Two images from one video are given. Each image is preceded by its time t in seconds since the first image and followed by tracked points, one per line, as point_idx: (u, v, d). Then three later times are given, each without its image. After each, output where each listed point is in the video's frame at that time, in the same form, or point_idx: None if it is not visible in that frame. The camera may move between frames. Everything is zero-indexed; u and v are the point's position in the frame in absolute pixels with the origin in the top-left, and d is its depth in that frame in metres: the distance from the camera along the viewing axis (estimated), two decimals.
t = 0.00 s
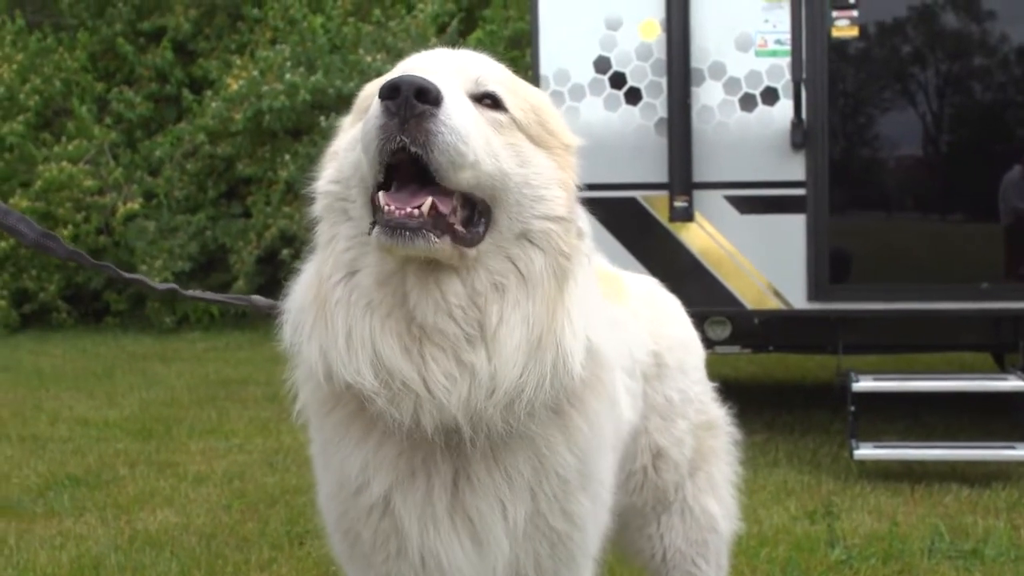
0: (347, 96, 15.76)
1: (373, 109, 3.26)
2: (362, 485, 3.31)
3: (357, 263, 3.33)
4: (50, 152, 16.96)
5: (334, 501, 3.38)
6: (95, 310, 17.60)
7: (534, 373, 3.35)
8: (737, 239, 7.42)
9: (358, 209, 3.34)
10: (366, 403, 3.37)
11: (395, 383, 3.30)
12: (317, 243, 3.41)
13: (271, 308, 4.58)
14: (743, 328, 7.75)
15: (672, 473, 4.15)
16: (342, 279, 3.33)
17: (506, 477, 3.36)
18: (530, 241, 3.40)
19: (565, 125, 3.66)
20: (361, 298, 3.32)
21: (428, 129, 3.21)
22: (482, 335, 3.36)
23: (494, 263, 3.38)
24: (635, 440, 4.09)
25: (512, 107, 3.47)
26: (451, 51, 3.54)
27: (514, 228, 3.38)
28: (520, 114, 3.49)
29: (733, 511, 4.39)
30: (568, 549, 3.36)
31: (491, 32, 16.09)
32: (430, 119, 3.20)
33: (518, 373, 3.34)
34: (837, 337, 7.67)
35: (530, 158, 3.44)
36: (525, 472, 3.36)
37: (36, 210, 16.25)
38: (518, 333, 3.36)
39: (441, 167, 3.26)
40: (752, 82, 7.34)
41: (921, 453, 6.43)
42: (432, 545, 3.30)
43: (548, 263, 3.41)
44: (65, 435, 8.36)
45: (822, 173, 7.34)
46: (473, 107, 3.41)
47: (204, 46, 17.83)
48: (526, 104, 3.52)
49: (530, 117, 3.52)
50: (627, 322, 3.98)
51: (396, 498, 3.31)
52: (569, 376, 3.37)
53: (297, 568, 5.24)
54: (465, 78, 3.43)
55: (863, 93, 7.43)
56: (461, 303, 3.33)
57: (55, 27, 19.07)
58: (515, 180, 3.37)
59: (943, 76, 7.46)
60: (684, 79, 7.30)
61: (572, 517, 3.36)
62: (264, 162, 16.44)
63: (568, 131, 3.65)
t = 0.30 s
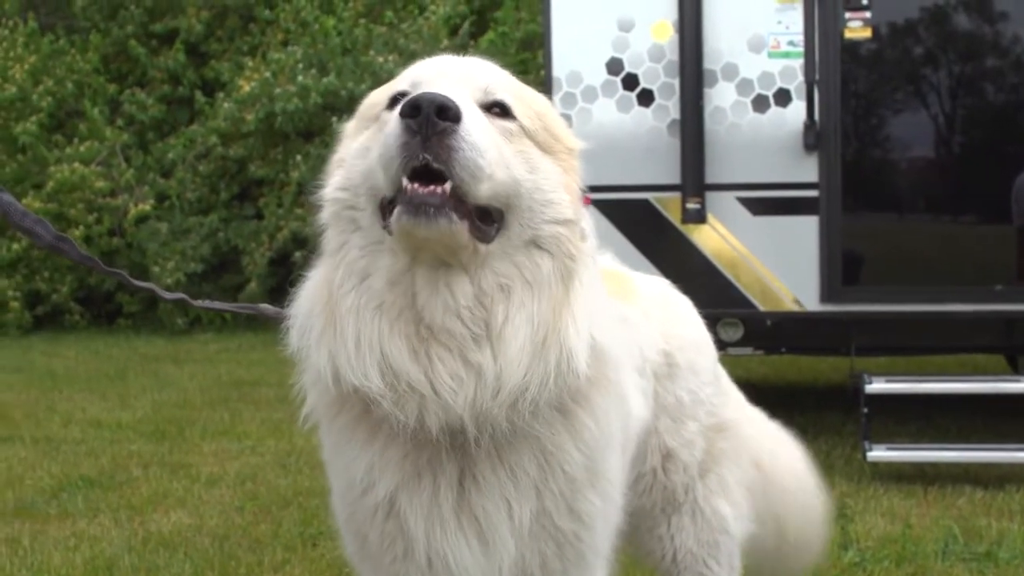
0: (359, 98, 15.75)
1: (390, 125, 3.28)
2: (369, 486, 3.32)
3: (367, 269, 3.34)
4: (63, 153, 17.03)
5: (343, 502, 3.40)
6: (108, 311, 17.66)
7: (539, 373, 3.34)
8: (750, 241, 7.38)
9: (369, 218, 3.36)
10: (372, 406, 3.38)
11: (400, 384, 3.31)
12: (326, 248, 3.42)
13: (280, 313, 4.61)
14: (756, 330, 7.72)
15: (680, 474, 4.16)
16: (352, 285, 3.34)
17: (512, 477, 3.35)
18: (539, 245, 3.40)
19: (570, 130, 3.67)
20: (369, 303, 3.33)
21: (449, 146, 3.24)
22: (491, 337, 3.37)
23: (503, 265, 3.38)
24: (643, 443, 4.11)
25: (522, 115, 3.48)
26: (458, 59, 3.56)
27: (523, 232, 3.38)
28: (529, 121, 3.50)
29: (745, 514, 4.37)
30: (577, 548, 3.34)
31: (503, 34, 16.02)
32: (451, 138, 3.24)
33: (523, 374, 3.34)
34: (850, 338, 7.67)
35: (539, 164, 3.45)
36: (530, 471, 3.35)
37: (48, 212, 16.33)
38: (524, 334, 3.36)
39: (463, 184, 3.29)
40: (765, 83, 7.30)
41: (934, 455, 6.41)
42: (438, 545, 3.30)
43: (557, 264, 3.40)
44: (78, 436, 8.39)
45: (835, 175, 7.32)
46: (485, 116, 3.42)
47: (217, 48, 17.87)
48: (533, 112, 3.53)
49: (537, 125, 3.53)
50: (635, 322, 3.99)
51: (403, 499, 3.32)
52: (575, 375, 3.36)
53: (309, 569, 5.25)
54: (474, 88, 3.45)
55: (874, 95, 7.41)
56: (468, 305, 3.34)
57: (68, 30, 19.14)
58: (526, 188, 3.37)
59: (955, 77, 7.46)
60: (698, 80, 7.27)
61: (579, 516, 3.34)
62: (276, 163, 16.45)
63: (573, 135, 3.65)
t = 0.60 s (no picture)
0: (362, 100, 15.70)
1: (396, 136, 3.29)
2: (370, 491, 3.32)
3: (372, 280, 3.34)
4: (65, 153, 17.05)
5: (344, 507, 3.40)
6: (109, 312, 17.67)
7: (541, 378, 3.34)
8: (753, 244, 7.39)
9: (373, 229, 3.36)
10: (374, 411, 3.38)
11: (403, 391, 3.31)
12: (326, 256, 3.41)
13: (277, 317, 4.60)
14: (757, 334, 7.72)
15: (680, 476, 4.16)
16: (356, 295, 3.33)
17: (513, 479, 3.35)
18: (546, 248, 3.40)
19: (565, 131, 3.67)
20: (374, 311, 3.33)
21: (459, 155, 3.26)
22: (494, 342, 3.37)
23: (509, 271, 3.38)
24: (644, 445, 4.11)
25: (522, 119, 3.48)
26: (453, 66, 3.56)
27: (529, 236, 3.38)
28: (528, 125, 3.49)
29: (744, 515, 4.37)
30: (579, 549, 3.35)
31: (505, 37, 16.01)
32: (461, 147, 3.26)
33: (525, 377, 3.34)
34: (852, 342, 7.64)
35: (540, 166, 3.44)
36: (532, 474, 3.35)
37: (50, 212, 16.36)
38: (527, 339, 3.36)
39: (474, 191, 3.31)
40: (768, 86, 7.28)
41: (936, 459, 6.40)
42: (439, 548, 3.30)
43: (562, 267, 3.41)
44: (79, 436, 8.39)
45: (837, 178, 7.32)
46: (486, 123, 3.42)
47: (220, 50, 17.88)
48: (531, 115, 3.52)
49: (535, 127, 3.52)
50: (634, 324, 3.99)
51: (403, 504, 3.32)
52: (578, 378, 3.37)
53: (310, 571, 5.25)
54: (474, 96, 3.45)
55: (877, 98, 7.41)
56: (472, 312, 3.34)
57: (72, 30, 19.16)
58: (530, 191, 3.37)
59: (959, 81, 7.50)
60: (701, 82, 7.24)
61: (579, 517, 3.34)
62: (279, 165, 16.44)
63: (569, 136, 3.66)
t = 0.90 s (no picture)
0: (364, 101, 15.68)
1: (390, 150, 3.27)
2: (371, 495, 3.33)
3: (371, 289, 3.34)
4: (68, 154, 17.08)
5: (346, 510, 3.41)
6: (112, 313, 17.70)
7: (540, 383, 3.35)
8: (755, 245, 7.39)
9: (372, 239, 3.36)
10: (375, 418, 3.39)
11: (404, 398, 3.32)
12: (327, 264, 3.41)
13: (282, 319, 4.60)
14: (760, 335, 7.73)
15: (683, 477, 4.15)
16: (356, 305, 3.34)
17: (513, 483, 3.36)
18: (545, 256, 3.40)
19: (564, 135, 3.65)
20: (373, 320, 3.33)
21: (451, 171, 3.24)
22: (494, 351, 3.37)
23: (509, 280, 3.38)
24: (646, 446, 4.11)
25: (518, 127, 3.46)
26: (451, 74, 3.54)
27: (527, 244, 3.38)
28: (525, 133, 3.47)
29: (747, 516, 4.36)
30: (580, 552, 3.35)
31: (507, 39, 16.06)
32: (453, 163, 3.24)
33: (524, 384, 3.35)
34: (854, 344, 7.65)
35: (538, 174, 3.43)
36: (532, 478, 3.35)
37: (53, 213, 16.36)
38: (526, 347, 3.37)
39: (467, 206, 3.29)
40: (771, 89, 7.27)
41: (939, 461, 6.40)
42: (440, 551, 3.31)
43: (561, 274, 3.41)
44: (82, 438, 8.40)
45: (839, 180, 7.29)
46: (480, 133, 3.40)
47: (222, 51, 17.90)
48: (528, 122, 3.50)
49: (532, 135, 3.50)
50: (636, 325, 3.99)
51: (405, 509, 3.33)
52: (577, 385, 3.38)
53: (314, 572, 5.25)
54: (468, 106, 3.44)
55: (879, 100, 7.41)
56: (471, 320, 3.34)
57: (74, 32, 19.17)
58: (528, 201, 3.36)
59: (961, 83, 7.51)
60: (704, 85, 7.27)
61: (581, 520, 3.34)
62: (281, 167, 16.43)
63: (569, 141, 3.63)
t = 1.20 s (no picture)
0: (370, 101, 15.66)
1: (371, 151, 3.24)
2: (373, 495, 3.35)
3: (363, 287, 3.30)
4: (75, 155, 17.12)
5: (350, 508, 3.44)
6: (118, 314, 17.73)
7: (532, 391, 3.30)
8: (762, 246, 7.36)
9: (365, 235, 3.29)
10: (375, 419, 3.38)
11: (393, 403, 3.30)
12: (326, 262, 3.38)
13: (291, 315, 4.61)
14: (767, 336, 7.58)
15: (692, 477, 4.15)
16: (347, 305, 3.31)
17: (512, 489, 3.35)
18: (533, 268, 3.34)
19: (572, 148, 3.58)
20: (363, 323, 3.29)
21: (424, 177, 3.19)
22: (478, 357, 3.32)
23: (494, 289, 3.33)
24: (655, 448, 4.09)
25: (515, 137, 3.39)
26: (461, 78, 3.53)
27: (517, 254, 3.32)
28: (521, 143, 3.40)
29: (755, 517, 4.38)
30: (585, 555, 3.36)
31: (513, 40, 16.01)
32: (426, 169, 3.19)
33: (515, 395, 3.30)
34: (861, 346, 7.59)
35: (532, 186, 3.37)
36: (531, 484, 3.34)
37: (60, 214, 16.39)
38: (514, 355, 3.31)
39: (441, 214, 3.23)
40: (777, 89, 7.30)
41: (945, 461, 6.40)
42: (441, 555, 3.32)
43: (551, 288, 3.35)
44: (89, 439, 8.41)
45: (846, 181, 7.32)
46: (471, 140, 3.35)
47: (228, 52, 17.94)
48: (527, 132, 3.43)
49: (531, 146, 3.43)
50: (643, 326, 3.98)
51: (406, 510, 3.34)
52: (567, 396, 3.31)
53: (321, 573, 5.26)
54: (465, 113, 3.40)
55: (885, 100, 7.41)
56: (459, 325, 3.30)
57: (81, 33, 19.19)
58: (517, 212, 3.30)
59: (967, 83, 7.45)
60: (710, 83, 7.25)
61: (583, 524, 3.34)
62: (287, 168, 16.40)
63: (574, 156, 3.56)
